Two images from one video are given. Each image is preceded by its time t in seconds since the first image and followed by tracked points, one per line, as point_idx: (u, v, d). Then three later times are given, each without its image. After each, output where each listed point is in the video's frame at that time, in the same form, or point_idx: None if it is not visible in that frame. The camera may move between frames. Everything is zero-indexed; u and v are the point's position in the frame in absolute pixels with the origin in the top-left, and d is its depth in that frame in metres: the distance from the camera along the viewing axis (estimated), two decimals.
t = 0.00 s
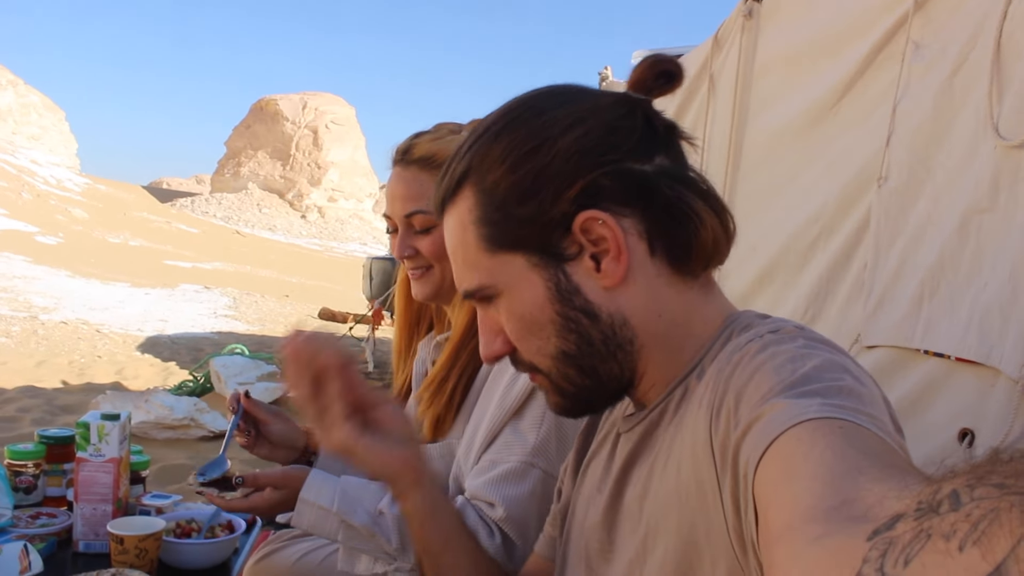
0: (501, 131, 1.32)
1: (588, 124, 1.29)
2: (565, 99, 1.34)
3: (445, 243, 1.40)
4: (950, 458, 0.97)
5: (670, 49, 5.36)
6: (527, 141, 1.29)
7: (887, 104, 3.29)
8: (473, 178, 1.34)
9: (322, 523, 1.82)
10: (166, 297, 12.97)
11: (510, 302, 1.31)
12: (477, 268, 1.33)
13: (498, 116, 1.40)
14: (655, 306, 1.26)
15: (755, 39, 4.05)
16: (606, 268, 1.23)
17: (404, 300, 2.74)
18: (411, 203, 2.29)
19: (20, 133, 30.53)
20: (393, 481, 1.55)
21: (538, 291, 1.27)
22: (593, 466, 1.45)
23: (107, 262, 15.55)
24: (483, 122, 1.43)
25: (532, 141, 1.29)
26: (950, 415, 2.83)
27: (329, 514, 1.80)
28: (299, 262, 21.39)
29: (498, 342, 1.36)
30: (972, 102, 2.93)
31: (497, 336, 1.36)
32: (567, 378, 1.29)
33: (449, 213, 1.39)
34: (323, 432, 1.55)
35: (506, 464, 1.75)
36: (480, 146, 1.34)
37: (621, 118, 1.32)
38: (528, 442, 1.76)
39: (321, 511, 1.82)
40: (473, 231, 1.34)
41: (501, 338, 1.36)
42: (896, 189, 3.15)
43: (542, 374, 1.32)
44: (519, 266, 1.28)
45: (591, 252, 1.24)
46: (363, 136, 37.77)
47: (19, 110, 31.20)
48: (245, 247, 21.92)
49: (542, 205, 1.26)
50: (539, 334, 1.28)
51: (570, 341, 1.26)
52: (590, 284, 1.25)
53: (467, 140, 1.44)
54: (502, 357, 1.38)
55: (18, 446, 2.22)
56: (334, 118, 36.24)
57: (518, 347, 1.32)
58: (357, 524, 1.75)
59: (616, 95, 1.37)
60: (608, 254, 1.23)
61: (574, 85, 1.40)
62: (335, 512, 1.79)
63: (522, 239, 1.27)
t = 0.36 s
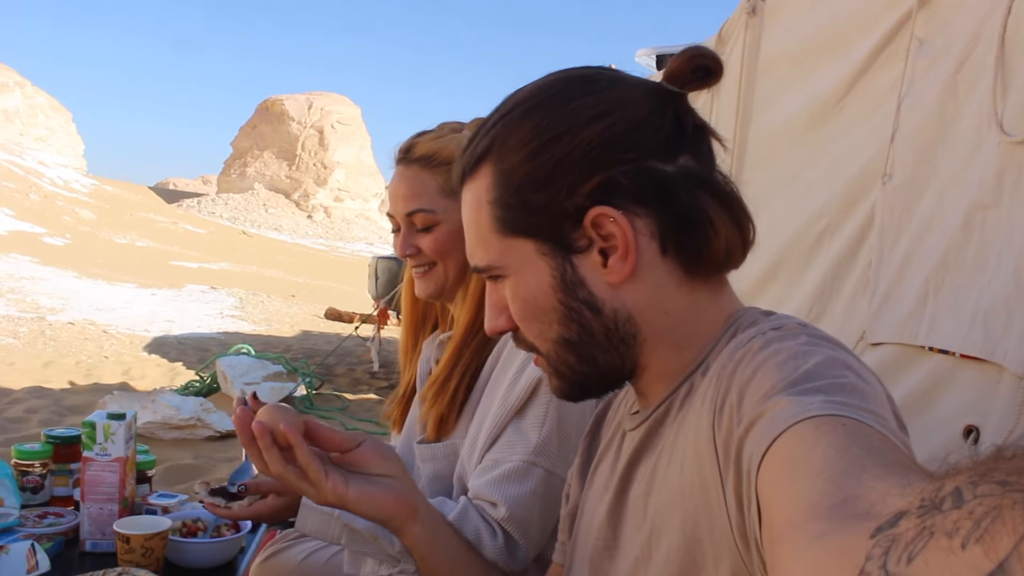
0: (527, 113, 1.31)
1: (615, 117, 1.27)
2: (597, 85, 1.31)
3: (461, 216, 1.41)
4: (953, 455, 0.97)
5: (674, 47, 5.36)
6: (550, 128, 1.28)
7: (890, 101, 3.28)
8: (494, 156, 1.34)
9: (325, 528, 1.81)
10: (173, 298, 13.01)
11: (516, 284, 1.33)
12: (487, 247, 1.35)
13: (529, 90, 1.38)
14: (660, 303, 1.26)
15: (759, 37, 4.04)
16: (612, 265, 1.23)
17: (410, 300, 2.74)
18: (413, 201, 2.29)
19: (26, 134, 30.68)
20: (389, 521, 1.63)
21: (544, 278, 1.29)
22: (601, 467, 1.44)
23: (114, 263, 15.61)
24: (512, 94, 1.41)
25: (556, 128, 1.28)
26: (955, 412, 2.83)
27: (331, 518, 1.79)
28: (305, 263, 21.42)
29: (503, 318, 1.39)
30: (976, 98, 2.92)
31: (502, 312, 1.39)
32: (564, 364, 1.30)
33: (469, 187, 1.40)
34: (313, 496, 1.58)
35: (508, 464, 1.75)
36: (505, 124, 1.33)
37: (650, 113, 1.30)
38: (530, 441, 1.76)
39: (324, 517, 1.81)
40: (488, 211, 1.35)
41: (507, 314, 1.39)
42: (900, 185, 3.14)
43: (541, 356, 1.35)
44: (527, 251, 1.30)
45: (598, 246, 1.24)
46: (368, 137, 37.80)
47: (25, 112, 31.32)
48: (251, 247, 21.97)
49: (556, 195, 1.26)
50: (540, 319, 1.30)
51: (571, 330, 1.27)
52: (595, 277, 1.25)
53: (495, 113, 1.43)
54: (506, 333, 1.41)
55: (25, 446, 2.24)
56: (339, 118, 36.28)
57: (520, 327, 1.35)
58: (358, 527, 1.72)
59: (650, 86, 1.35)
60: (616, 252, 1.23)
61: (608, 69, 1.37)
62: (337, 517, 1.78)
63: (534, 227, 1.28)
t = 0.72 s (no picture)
0: (549, 101, 1.30)
1: (637, 112, 1.27)
2: (623, 79, 1.31)
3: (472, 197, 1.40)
4: (954, 455, 0.97)
5: (673, 50, 5.37)
6: (572, 116, 1.27)
7: (888, 103, 3.28)
8: (512, 139, 1.33)
9: (326, 526, 1.81)
10: (171, 300, 13.00)
11: (520, 270, 1.33)
12: (494, 230, 1.35)
13: (554, 76, 1.37)
14: (665, 302, 1.26)
15: (758, 40, 4.05)
16: (620, 260, 1.23)
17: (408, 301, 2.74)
18: (410, 203, 2.29)
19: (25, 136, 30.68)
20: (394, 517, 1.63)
21: (549, 268, 1.29)
22: (600, 469, 1.44)
23: (112, 265, 15.60)
24: (535, 79, 1.40)
25: (578, 117, 1.27)
26: (953, 414, 2.83)
27: (333, 516, 1.79)
28: (303, 265, 21.41)
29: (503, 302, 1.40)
30: (974, 100, 2.93)
31: (503, 298, 1.43)
32: (562, 354, 1.31)
33: (483, 168, 1.38)
34: (319, 492, 1.57)
35: (509, 464, 1.74)
36: (526, 108, 1.32)
37: (672, 112, 1.30)
38: (530, 441, 1.76)
39: (325, 514, 1.82)
40: (501, 194, 1.34)
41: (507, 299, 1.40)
42: (899, 187, 3.15)
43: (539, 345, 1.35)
44: (535, 239, 1.30)
45: (607, 239, 1.24)
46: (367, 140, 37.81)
47: (24, 114, 31.30)
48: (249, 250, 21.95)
49: (572, 184, 1.26)
50: (542, 306, 1.30)
51: (571, 321, 1.28)
52: (600, 270, 1.25)
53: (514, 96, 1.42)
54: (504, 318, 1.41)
55: (22, 446, 2.23)
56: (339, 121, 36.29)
57: (520, 314, 1.35)
58: (360, 525, 1.73)
59: (672, 86, 1.34)
60: (624, 247, 1.23)
61: (634, 64, 1.37)
62: (339, 514, 1.78)
63: (546, 215, 1.28)
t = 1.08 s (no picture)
0: (491, 143, 1.31)
1: (578, 131, 1.30)
2: (553, 107, 1.34)
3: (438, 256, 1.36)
4: (956, 451, 0.97)
5: (691, 50, 5.35)
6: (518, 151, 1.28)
7: (906, 103, 3.26)
8: (467, 191, 1.32)
9: (340, 516, 1.79)
10: (190, 296, 13.12)
11: (513, 316, 1.29)
12: (476, 285, 1.30)
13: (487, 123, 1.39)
14: (657, 304, 1.26)
15: (776, 39, 4.01)
16: (609, 272, 1.23)
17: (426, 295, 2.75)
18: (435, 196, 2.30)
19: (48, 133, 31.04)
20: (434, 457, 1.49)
21: (543, 303, 1.26)
22: (601, 463, 1.45)
23: (132, 261, 15.76)
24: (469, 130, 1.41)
25: (525, 152, 1.29)
26: (969, 414, 2.85)
27: (346, 507, 1.79)
28: (321, 263, 21.52)
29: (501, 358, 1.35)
30: (993, 100, 2.90)
31: (502, 351, 1.34)
32: (578, 387, 1.28)
33: (442, 229, 1.36)
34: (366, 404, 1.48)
35: (521, 460, 1.76)
36: (472, 160, 1.32)
37: (608, 123, 1.34)
38: (542, 439, 1.77)
39: (338, 504, 1.80)
40: (469, 247, 1.30)
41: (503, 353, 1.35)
42: (915, 187, 3.12)
43: (551, 385, 1.31)
44: (520, 277, 1.26)
45: (593, 257, 1.23)
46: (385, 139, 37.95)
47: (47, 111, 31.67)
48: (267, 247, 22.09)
49: (540, 214, 1.25)
50: (547, 346, 1.27)
51: (579, 351, 1.25)
52: (594, 289, 1.24)
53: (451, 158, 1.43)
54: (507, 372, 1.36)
55: (41, 436, 2.27)
56: (357, 120, 36.44)
57: (525, 360, 1.31)
58: (374, 515, 1.76)
59: (599, 101, 1.39)
60: (610, 258, 1.23)
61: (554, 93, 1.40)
62: (353, 504, 1.78)
63: (525, 250, 1.26)
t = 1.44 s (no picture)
0: (492, 146, 1.31)
1: (579, 131, 1.30)
2: (553, 108, 1.34)
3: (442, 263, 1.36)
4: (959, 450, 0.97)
5: (695, 55, 5.36)
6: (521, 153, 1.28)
7: (910, 108, 3.27)
8: (469, 195, 1.32)
9: (347, 513, 1.82)
10: (191, 298, 13.13)
11: (518, 318, 1.30)
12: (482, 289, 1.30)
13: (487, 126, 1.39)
14: (664, 303, 1.27)
15: (780, 45, 4.02)
16: (614, 272, 1.23)
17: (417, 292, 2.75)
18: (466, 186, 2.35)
19: (51, 133, 31.10)
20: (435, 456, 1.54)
21: (548, 304, 1.26)
22: (601, 462, 1.45)
23: (134, 262, 15.78)
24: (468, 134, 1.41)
25: (527, 153, 1.28)
26: (970, 418, 2.85)
27: (354, 503, 1.80)
28: (322, 266, 21.53)
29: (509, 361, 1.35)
30: (998, 106, 2.91)
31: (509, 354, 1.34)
32: (585, 388, 1.29)
33: (445, 233, 1.36)
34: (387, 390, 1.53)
35: (529, 456, 1.77)
36: (474, 164, 1.32)
37: (609, 121, 1.34)
38: (551, 436, 1.77)
39: (346, 501, 1.82)
40: (473, 250, 1.31)
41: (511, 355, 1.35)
42: (919, 193, 3.13)
43: (559, 387, 1.31)
44: (525, 279, 1.27)
45: (597, 257, 1.24)
46: (388, 142, 38.01)
47: (51, 112, 31.73)
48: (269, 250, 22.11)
49: (544, 216, 1.25)
50: (554, 347, 1.27)
51: (585, 351, 1.26)
52: (598, 289, 1.24)
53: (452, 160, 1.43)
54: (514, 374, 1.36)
55: (43, 433, 2.28)
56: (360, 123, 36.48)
57: (532, 363, 1.31)
58: (380, 511, 1.77)
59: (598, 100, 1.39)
60: (615, 258, 1.24)
61: (554, 93, 1.40)
62: (359, 500, 1.80)
63: (529, 253, 1.26)
